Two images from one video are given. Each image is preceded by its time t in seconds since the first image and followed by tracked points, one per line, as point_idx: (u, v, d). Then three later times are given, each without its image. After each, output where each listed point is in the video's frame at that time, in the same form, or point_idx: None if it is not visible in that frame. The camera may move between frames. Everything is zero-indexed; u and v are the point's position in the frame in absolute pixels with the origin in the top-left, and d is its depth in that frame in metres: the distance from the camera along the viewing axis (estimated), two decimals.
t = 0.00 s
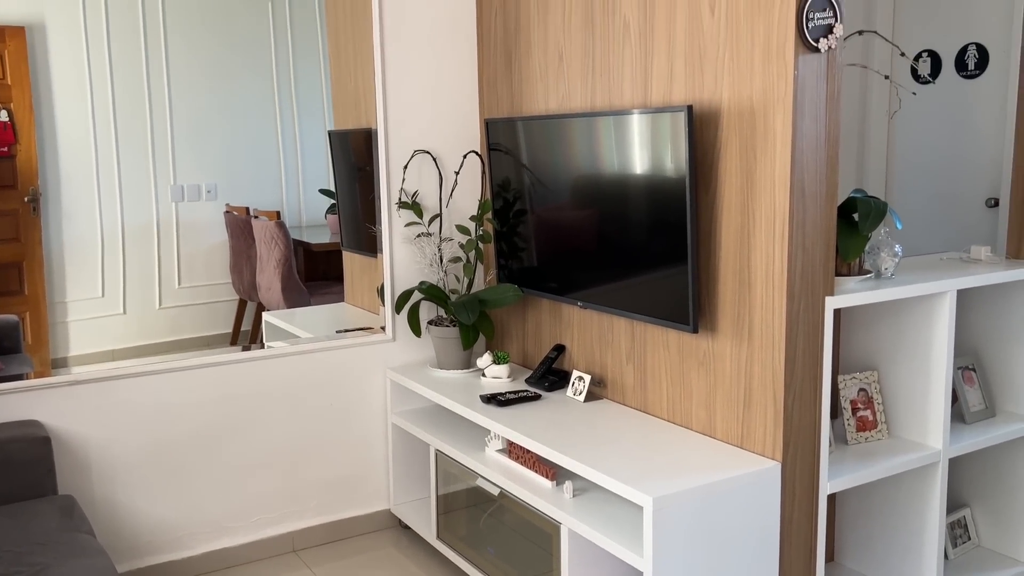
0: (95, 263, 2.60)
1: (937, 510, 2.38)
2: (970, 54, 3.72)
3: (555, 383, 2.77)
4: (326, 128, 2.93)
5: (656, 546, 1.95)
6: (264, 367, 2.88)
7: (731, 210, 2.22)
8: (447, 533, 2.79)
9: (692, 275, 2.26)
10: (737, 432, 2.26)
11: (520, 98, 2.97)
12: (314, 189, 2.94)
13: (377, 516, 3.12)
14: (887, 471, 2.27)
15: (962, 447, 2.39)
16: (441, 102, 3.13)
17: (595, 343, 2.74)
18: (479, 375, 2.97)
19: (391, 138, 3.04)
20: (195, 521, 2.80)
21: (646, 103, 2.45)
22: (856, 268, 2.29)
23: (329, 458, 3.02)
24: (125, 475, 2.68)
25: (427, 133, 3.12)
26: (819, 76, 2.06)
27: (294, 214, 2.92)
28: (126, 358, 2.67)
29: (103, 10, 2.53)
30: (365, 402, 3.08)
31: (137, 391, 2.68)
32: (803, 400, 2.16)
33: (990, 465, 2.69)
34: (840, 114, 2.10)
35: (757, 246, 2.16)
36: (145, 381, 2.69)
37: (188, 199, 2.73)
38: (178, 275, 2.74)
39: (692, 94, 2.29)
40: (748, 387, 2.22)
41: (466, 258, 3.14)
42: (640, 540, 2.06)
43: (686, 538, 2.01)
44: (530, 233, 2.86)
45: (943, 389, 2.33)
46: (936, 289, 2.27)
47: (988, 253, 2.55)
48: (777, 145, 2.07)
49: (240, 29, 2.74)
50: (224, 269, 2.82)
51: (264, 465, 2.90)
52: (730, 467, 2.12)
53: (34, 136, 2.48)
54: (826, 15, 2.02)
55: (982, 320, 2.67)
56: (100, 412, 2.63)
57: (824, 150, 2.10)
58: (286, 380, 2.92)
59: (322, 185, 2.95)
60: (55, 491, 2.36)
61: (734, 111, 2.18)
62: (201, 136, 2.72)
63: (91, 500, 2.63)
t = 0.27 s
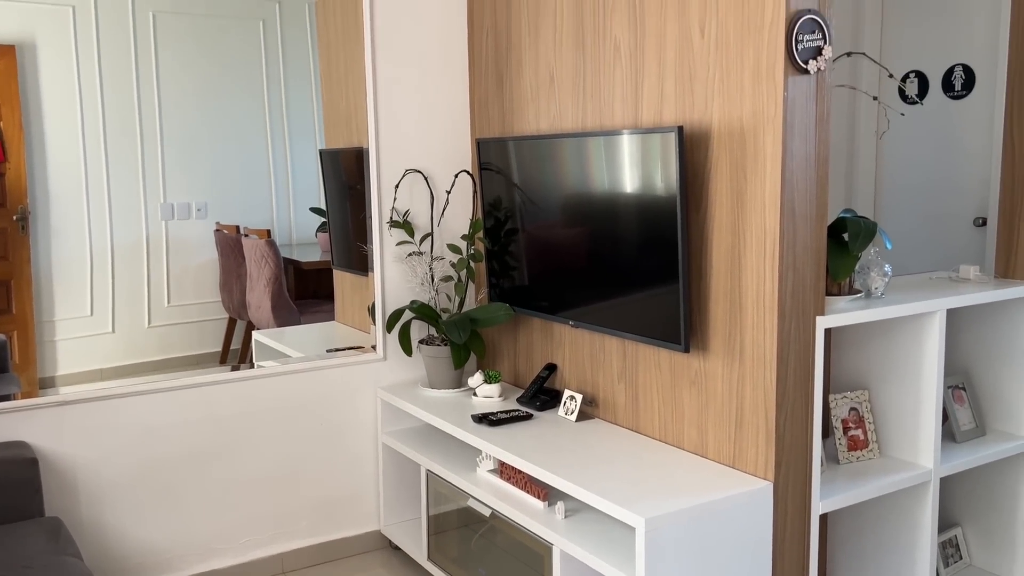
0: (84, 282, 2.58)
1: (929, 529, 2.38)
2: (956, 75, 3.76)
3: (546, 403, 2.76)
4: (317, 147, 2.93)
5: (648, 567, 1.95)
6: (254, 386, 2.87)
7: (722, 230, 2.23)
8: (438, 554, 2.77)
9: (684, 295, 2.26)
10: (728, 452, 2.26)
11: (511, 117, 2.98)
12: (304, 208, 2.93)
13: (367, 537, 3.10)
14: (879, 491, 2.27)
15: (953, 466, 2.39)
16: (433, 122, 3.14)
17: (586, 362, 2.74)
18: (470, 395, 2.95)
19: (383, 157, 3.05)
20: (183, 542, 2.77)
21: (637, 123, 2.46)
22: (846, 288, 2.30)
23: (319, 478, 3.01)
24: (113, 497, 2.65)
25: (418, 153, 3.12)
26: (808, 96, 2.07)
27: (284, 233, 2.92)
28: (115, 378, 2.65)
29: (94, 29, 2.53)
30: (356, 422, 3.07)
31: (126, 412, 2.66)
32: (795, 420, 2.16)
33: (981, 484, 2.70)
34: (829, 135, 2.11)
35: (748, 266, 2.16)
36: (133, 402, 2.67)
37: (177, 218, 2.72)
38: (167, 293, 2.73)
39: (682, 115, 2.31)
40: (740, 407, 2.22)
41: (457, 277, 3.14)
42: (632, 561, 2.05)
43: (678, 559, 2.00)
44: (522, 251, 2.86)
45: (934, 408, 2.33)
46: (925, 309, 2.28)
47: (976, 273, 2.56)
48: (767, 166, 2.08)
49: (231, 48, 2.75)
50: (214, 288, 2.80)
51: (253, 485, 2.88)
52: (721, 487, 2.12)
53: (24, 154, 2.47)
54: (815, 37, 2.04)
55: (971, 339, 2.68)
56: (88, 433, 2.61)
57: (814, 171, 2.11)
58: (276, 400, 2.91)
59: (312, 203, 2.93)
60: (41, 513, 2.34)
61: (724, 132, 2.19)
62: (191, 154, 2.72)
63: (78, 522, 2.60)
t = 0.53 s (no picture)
0: (72, 302, 2.56)
1: (921, 549, 2.38)
2: (943, 96, 3.79)
3: (537, 423, 2.75)
4: (308, 167, 2.93)
5: None
6: (244, 407, 2.85)
7: (713, 250, 2.24)
8: None
9: (675, 316, 2.26)
10: (720, 472, 2.26)
11: (502, 137, 2.98)
12: (293, 226, 2.93)
13: (357, 558, 3.08)
14: (871, 511, 2.27)
15: (944, 485, 2.39)
16: (424, 141, 3.15)
17: (578, 382, 2.73)
18: (461, 415, 2.95)
19: (374, 177, 3.05)
20: (171, 565, 2.75)
21: (628, 144, 2.48)
22: (836, 308, 2.31)
23: (310, 499, 2.99)
24: (101, 520, 2.63)
25: (409, 172, 3.12)
26: (797, 118, 2.09)
27: (274, 251, 2.91)
28: (103, 400, 2.63)
29: (84, 47, 2.52)
30: (346, 443, 3.06)
31: (114, 434, 2.64)
32: (787, 440, 2.15)
33: (972, 504, 2.70)
34: (819, 157, 2.13)
35: (739, 286, 2.17)
36: (122, 424, 2.65)
37: (167, 236, 2.71)
38: (157, 312, 2.71)
39: (673, 136, 2.32)
40: (732, 428, 2.22)
41: (449, 296, 3.14)
42: None
43: None
44: (513, 271, 2.86)
45: (925, 428, 2.34)
46: (915, 329, 2.30)
47: (965, 293, 2.58)
48: (757, 187, 2.09)
49: (222, 67, 2.75)
50: (203, 307, 2.79)
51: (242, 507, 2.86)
52: (714, 508, 2.11)
53: (12, 173, 2.46)
54: (804, 60, 2.05)
55: (961, 359, 2.69)
56: (76, 455, 2.58)
57: (804, 193, 2.12)
58: (266, 421, 2.89)
59: (302, 221, 2.93)
60: (27, 536, 2.31)
61: (714, 153, 2.20)
62: (181, 174, 2.71)
63: (65, 546, 2.57)
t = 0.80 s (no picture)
0: (59, 323, 2.55)
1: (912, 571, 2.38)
2: (929, 117, 3.84)
3: (528, 445, 2.74)
4: (297, 185, 2.92)
5: None
6: (232, 429, 2.83)
7: (703, 273, 2.24)
8: None
9: (665, 338, 2.26)
10: (712, 494, 2.25)
11: (493, 159, 2.99)
12: (283, 246, 2.91)
13: None
14: (862, 532, 2.27)
15: (935, 507, 2.40)
16: (415, 162, 3.15)
17: (569, 403, 2.73)
18: (452, 436, 2.93)
19: (364, 198, 3.05)
20: None
21: (618, 166, 2.49)
22: (826, 330, 2.32)
23: (298, 522, 2.97)
24: (87, 544, 2.59)
25: (400, 193, 3.13)
26: (786, 141, 2.10)
27: (263, 269, 2.89)
28: (90, 423, 2.60)
29: (73, 67, 2.52)
30: (335, 464, 3.04)
31: (102, 457, 2.61)
32: (778, 462, 2.15)
33: (963, 524, 2.71)
34: (807, 180, 2.14)
35: (729, 309, 2.17)
36: (109, 447, 2.62)
37: (156, 255, 2.70)
38: (145, 332, 2.70)
39: (663, 158, 2.33)
40: (723, 451, 2.22)
41: (439, 317, 3.13)
42: None
43: None
44: (503, 292, 2.86)
45: (915, 449, 2.34)
46: (905, 350, 2.31)
47: (954, 313, 2.60)
48: (747, 210, 2.10)
49: (213, 87, 2.75)
50: (191, 327, 2.77)
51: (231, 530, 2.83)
52: (705, 531, 2.11)
53: None
54: (793, 83, 2.07)
55: (951, 380, 2.70)
56: (63, 478, 2.55)
57: (793, 215, 2.13)
58: (255, 443, 2.87)
59: (291, 241, 2.92)
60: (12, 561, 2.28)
61: (704, 176, 2.21)
62: (171, 194, 2.70)
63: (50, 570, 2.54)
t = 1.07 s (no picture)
0: (45, 345, 2.52)
1: None
2: (915, 140, 3.87)
3: (519, 468, 2.73)
4: (286, 208, 2.91)
5: None
6: (220, 453, 2.80)
7: (692, 296, 2.25)
8: None
9: (655, 361, 2.26)
10: (702, 518, 2.25)
11: (482, 182, 3.00)
12: (271, 266, 2.90)
13: None
14: (853, 555, 2.26)
15: (925, 529, 2.40)
16: (404, 184, 3.16)
17: (559, 426, 2.73)
18: (441, 459, 2.92)
19: (353, 220, 3.05)
20: None
21: (607, 188, 2.49)
22: (815, 352, 2.33)
23: (286, 546, 2.95)
24: (71, 570, 2.56)
25: (389, 214, 3.12)
26: (775, 165, 2.11)
27: (251, 291, 2.88)
28: (76, 447, 2.58)
29: (61, 87, 2.51)
30: (324, 488, 3.02)
31: (87, 481, 2.58)
32: (768, 485, 2.15)
33: (952, 546, 2.71)
34: (796, 204, 2.15)
35: (719, 332, 2.18)
36: (95, 471, 2.59)
37: (143, 277, 2.68)
38: (132, 354, 2.68)
39: (652, 182, 2.34)
40: (713, 476, 2.21)
41: (428, 338, 3.11)
42: None
43: None
44: (493, 313, 2.85)
45: (904, 471, 2.35)
46: (893, 373, 2.32)
47: (941, 335, 2.61)
48: (736, 234, 2.11)
49: (202, 108, 2.74)
50: (179, 348, 2.76)
51: (217, 555, 2.80)
52: (697, 555, 2.10)
53: None
54: (781, 108, 2.08)
55: (939, 402, 2.71)
56: (47, 503, 2.52)
57: (781, 238, 2.14)
58: (243, 467, 2.84)
59: (280, 261, 2.91)
60: None
61: (693, 200, 2.22)
62: (159, 216, 2.69)
63: None
